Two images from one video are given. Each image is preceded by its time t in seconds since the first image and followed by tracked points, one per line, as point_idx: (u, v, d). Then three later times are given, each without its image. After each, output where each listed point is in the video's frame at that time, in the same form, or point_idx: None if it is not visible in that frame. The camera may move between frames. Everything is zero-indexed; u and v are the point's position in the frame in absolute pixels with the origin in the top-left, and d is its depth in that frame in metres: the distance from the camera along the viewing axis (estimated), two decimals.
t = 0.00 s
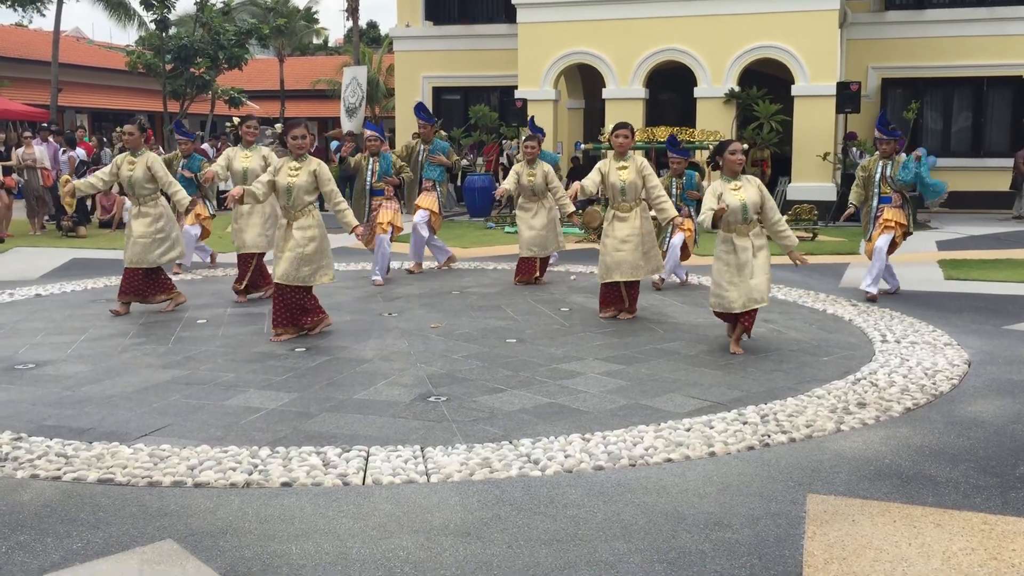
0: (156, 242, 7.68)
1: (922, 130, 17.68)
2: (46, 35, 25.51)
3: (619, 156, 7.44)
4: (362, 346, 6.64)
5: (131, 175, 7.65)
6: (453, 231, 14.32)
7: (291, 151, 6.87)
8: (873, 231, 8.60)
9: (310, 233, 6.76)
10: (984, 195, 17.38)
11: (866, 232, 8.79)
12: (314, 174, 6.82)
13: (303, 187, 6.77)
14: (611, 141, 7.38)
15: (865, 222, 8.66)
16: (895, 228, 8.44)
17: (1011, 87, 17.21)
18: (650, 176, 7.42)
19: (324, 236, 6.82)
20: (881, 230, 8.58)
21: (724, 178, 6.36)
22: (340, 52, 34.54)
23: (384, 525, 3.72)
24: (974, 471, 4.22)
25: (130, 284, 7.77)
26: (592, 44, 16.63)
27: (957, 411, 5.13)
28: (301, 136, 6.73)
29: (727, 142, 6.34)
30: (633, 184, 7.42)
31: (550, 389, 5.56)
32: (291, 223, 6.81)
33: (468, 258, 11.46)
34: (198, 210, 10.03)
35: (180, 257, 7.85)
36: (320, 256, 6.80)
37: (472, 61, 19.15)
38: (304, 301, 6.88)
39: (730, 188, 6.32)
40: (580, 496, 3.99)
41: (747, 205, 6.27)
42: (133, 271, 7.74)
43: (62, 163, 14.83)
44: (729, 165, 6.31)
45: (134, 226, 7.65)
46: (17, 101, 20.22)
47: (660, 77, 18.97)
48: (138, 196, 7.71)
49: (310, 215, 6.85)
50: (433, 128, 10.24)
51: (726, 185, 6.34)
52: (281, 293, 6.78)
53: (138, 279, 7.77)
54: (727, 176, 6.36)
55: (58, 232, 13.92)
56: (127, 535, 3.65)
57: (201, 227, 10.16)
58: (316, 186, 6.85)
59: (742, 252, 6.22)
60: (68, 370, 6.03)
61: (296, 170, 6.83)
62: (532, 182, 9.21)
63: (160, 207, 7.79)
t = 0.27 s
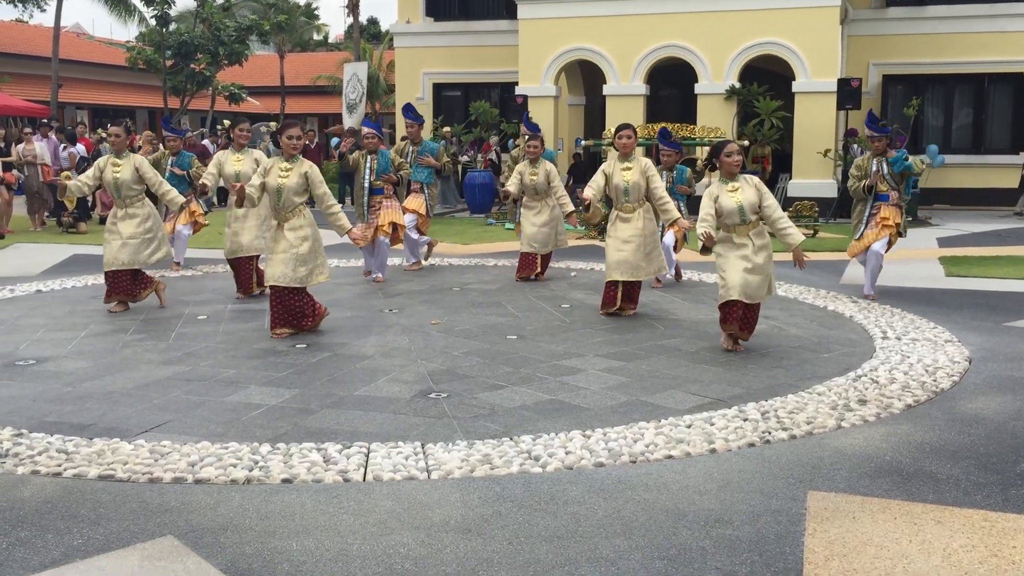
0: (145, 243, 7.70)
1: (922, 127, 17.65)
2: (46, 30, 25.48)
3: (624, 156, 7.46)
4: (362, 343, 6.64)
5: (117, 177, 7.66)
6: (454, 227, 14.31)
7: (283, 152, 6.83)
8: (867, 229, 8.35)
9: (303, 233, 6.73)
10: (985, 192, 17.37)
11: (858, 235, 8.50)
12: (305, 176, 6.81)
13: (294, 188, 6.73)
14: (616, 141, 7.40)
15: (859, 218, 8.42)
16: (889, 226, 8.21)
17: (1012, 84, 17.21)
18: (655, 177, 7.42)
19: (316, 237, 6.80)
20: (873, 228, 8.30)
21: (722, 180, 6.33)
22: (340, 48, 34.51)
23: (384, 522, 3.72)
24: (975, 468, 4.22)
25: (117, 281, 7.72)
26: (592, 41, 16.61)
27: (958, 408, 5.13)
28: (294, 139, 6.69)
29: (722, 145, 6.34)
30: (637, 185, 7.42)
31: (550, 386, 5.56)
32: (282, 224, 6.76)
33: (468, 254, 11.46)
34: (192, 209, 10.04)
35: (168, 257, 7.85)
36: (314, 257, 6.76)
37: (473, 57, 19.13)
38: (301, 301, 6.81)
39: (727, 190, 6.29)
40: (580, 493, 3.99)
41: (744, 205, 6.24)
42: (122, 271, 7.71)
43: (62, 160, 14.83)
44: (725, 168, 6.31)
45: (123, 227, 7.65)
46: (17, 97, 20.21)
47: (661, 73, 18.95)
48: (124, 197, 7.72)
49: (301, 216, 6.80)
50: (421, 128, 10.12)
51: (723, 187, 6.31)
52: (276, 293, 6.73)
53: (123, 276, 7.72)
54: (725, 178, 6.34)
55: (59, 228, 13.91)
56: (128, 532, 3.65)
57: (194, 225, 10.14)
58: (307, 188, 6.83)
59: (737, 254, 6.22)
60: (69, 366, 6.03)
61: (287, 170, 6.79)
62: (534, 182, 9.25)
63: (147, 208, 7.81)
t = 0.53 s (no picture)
0: (133, 242, 7.60)
1: (922, 124, 17.63)
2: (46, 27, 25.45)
3: (625, 150, 7.44)
4: (362, 340, 6.64)
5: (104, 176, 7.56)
6: (453, 224, 14.30)
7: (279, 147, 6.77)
8: (857, 221, 8.22)
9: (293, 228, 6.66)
10: (985, 190, 17.36)
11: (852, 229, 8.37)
12: (299, 171, 6.73)
13: (285, 183, 6.67)
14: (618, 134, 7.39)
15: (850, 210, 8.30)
16: (877, 217, 8.06)
17: (1011, 81, 17.20)
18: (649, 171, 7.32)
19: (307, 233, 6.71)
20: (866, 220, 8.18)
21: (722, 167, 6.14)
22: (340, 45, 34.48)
23: (384, 519, 3.72)
24: (975, 465, 4.22)
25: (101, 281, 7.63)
26: (592, 38, 16.60)
27: (958, 405, 5.13)
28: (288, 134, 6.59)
29: (723, 130, 5.98)
30: (634, 178, 7.39)
31: (550, 383, 5.56)
32: (273, 217, 6.71)
33: (467, 251, 11.45)
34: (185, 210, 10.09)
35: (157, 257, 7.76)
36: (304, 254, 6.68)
37: (472, 54, 19.12)
38: (295, 297, 6.79)
39: (725, 176, 6.11)
40: (580, 490, 3.99)
41: (738, 194, 6.01)
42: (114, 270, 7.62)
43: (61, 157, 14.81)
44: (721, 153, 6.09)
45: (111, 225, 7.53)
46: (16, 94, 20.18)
47: (661, 70, 18.94)
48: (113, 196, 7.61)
49: (292, 212, 6.72)
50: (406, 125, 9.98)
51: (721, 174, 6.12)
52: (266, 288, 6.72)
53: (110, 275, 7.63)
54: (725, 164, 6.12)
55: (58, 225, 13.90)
56: (127, 528, 3.65)
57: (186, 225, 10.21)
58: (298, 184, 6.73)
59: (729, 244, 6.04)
60: (68, 363, 6.03)
61: (282, 164, 6.74)
62: (533, 173, 9.38)
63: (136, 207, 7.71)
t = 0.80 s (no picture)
0: (116, 237, 7.56)
1: (921, 123, 17.62)
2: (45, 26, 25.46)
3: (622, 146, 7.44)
4: (362, 339, 6.63)
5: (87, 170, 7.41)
6: (453, 223, 14.30)
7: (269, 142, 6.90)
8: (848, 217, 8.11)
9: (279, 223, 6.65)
10: (985, 189, 17.36)
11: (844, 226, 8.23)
12: (287, 166, 6.78)
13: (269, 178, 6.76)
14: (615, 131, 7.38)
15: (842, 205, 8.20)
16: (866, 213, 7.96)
17: (1011, 80, 17.17)
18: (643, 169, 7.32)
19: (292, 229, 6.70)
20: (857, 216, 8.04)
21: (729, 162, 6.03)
22: (340, 44, 34.49)
23: (384, 517, 3.72)
24: (974, 464, 4.22)
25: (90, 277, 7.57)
26: (592, 37, 16.59)
27: (958, 404, 5.13)
28: (274, 128, 6.74)
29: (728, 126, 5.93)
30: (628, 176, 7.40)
31: (550, 382, 5.56)
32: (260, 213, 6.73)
33: (467, 250, 11.45)
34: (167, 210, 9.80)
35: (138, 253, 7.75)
36: (288, 249, 6.67)
37: (472, 53, 19.12)
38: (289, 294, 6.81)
39: (728, 172, 6.00)
40: (580, 489, 3.98)
41: (734, 192, 5.90)
42: (106, 267, 7.60)
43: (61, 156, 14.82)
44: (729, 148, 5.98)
45: (93, 219, 7.47)
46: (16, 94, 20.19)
47: (661, 70, 18.94)
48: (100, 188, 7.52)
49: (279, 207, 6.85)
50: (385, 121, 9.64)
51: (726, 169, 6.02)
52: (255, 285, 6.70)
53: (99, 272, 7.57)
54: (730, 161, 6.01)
55: (57, 224, 13.90)
56: (126, 527, 3.65)
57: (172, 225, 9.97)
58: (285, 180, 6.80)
59: (721, 240, 5.97)
60: (67, 361, 6.03)
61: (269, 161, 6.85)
62: (531, 169, 9.43)
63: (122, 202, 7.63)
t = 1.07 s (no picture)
0: (91, 241, 7.41)
1: (922, 124, 17.61)
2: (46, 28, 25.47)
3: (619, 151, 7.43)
4: (363, 340, 6.63)
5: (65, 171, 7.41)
6: (454, 225, 14.29)
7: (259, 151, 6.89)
8: (841, 223, 8.03)
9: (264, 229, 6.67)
10: (985, 190, 17.35)
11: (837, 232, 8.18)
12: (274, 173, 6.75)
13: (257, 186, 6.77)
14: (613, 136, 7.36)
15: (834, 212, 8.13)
16: (860, 217, 7.89)
17: (1011, 81, 17.17)
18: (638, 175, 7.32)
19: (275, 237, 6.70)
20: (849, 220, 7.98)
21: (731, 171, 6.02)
22: (340, 45, 34.47)
23: (385, 519, 3.72)
24: (976, 466, 4.21)
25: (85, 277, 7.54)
26: (592, 38, 16.60)
27: (959, 406, 5.12)
28: (262, 137, 6.77)
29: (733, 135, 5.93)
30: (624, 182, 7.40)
31: (551, 383, 5.55)
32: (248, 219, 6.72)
33: (467, 252, 11.44)
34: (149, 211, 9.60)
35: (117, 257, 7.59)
36: (272, 257, 6.65)
37: (473, 54, 19.12)
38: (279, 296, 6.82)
39: (730, 182, 5.98)
40: (581, 490, 3.98)
41: (734, 203, 5.88)
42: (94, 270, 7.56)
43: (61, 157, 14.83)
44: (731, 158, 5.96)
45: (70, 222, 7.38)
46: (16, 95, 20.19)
47: (662, 71, 18.95)
48: (78, 191, 7.43)
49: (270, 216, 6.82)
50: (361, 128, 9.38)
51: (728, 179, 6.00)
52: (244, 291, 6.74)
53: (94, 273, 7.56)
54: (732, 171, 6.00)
55: (57, 226, 13.90)
56: (127, 529, 3.65)
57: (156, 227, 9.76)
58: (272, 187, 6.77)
59: (718, 250, 5.96)
60: (67, 363, 6.03)
61: (258, 168, 6.85)
62: (532, 173, 9.40)
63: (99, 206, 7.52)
